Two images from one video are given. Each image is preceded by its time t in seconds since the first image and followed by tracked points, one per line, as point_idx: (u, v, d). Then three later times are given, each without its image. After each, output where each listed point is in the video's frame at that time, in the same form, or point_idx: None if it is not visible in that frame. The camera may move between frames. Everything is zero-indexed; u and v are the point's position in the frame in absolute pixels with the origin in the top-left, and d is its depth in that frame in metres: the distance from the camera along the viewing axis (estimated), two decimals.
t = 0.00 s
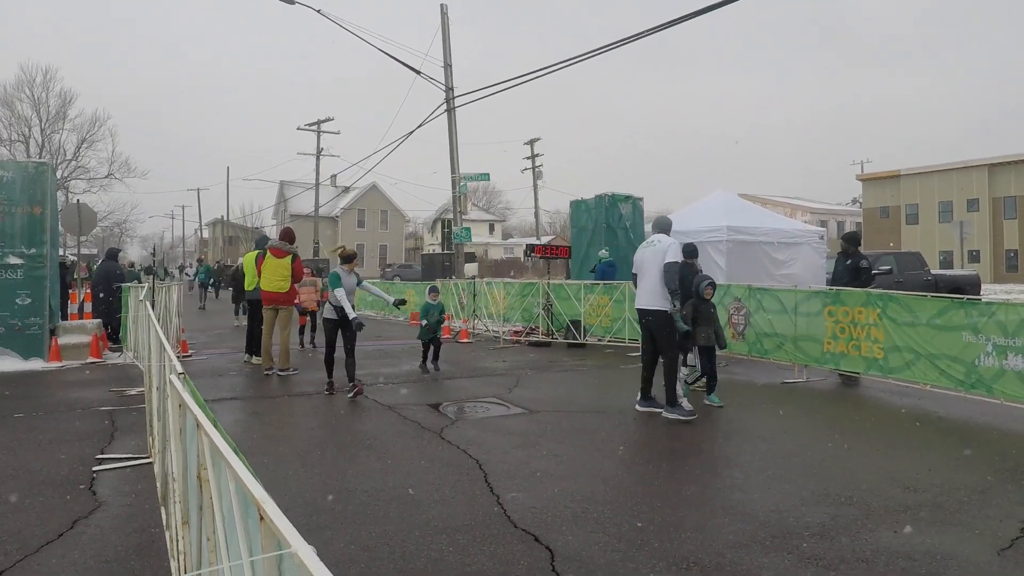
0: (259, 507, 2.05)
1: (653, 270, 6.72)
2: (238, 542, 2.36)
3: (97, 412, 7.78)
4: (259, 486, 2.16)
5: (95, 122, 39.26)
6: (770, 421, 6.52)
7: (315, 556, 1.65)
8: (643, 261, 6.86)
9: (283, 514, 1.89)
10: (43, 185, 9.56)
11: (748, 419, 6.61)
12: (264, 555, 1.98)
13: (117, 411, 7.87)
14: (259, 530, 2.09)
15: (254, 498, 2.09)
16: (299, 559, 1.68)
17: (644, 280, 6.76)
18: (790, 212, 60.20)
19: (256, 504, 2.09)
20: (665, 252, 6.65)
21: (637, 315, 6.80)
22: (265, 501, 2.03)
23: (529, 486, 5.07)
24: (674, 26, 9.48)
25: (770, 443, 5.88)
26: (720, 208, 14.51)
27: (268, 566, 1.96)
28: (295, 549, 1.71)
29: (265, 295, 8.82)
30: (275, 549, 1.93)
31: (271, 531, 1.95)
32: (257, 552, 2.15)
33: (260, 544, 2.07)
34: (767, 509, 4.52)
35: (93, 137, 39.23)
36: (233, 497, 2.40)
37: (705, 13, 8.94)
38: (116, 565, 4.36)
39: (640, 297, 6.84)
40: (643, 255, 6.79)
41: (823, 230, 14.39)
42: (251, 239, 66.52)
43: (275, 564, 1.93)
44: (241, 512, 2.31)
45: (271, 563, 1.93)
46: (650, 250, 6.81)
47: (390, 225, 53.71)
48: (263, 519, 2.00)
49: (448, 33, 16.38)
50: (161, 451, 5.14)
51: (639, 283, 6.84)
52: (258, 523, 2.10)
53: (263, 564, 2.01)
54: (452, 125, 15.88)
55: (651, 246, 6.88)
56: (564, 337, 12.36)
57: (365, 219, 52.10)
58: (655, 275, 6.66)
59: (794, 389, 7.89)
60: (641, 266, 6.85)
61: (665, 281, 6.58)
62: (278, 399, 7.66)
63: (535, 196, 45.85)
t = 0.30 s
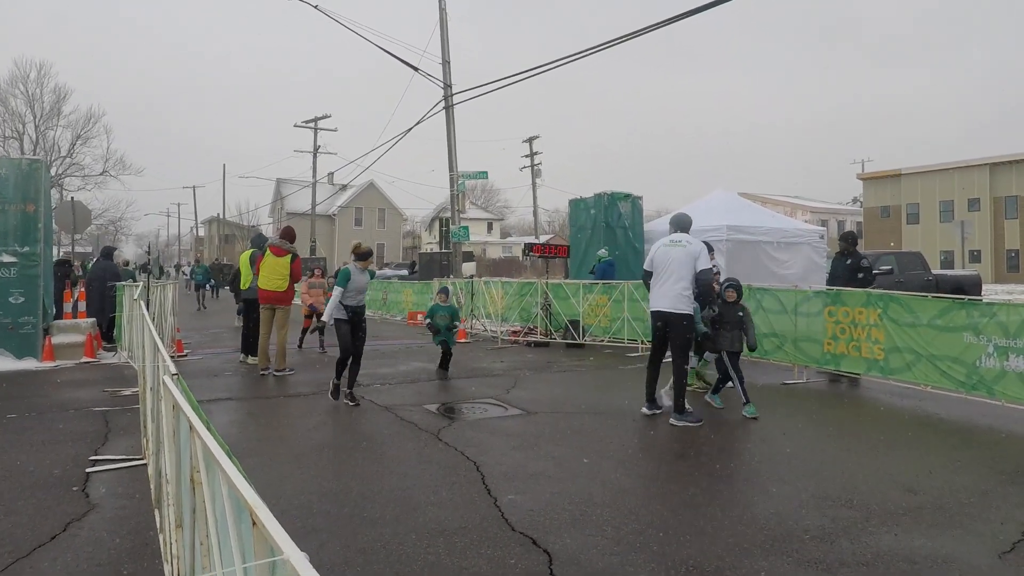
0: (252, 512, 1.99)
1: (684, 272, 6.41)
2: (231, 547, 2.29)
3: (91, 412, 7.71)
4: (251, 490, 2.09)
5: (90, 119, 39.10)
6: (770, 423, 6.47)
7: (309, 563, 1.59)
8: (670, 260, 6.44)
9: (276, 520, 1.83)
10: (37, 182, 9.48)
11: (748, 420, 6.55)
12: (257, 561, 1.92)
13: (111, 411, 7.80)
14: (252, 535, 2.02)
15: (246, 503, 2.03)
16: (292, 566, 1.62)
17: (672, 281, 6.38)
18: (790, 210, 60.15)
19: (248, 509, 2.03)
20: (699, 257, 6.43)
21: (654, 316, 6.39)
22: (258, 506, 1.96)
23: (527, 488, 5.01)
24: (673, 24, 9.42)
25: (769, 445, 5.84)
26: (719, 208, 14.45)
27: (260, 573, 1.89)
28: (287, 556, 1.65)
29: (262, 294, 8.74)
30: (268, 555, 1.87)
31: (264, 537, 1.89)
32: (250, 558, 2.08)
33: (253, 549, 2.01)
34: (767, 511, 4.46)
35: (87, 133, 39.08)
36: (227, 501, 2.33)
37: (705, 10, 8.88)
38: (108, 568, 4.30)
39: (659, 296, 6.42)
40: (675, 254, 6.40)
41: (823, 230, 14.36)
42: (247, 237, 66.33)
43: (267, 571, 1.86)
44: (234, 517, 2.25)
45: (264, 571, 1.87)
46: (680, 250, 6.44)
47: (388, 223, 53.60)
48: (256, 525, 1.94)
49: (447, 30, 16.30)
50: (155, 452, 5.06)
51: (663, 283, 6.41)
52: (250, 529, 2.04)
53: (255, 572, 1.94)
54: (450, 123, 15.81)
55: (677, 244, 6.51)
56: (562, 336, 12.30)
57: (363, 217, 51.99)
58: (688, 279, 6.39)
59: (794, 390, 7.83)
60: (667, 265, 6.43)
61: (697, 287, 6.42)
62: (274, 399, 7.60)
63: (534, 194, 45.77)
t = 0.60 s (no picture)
0: (250, 520, 1.94)
1: (703, 273, 6.12)
2: (228, 553, 2.24)
3: (86, 412, 7.64)
4: (249, 495, 2.04)
5: (86, 116, 38.92)
6: (771, 424, 6.43)
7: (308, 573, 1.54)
8: (688, 260, 6.13)
9: (274, 527, 1.78)
10: (31, 180, 9.41)
11: (749, 421, 6.51)
12: (255, 569, 1.86)
13: (106, 411, 7.73)
14: (249, 542, 1.98)
15: (244, 509, 1.98)
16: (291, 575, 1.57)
17: (691, 283, 6.08)
18: (789, 209, 60.14)
19: (246, 514, 1.98)
20: (717, 259, 6.20)
21: (672, 319, 6.04)
22: (256, 513, 1.91)
23: (526, 489, 4.97)
24: (672, 22, 9.37)
25: (770, 445, 5.80)
26: (718, 206, 14.36)
27: None
28: (287, 564, 1.60)
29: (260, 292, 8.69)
30: (266, 563, 1.82)
31: (262, 545, 1.84)
32: (248, 566, 2.03)
33: (251, 557, 1.96)
34: (767, 512, 4.43)
35: (82, 130, 38.88)
36: (224, 506, 2.28)
37: (706, 7, 8.83)
38: (104, 571, 4.25)
39: (677, 298, 6.08)
40: (695, 255, 6.11)
41: (823, 229, 14.38)
42: (244, 235, 66.11)
43: None
44: (232, 522, 2.20)
45: None
46: (699, 251, 6.14)
47: (386, 221, 53.47)
48: (254, 532, 1.88)
49: (445, 27, 16.23)
50: (150, 453, 5.00)
51: (683, 284, 6.07)
52: (248, 536, 1.99)
53: None
54: (449, 121, 15.75)
55: (696, 245, 6.20)
56: (561, 336, 12.26)
57: (361, 215, 51.87)
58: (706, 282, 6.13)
59: (794, 390, 7.80)
60: (686, 266, 6.11)
61: (714, 291, 6.17)
62: (271, 399, 7.54)
63: (533, 192, 45.68)
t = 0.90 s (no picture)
0: (253, 520, 1.91)
1: (717, 273, 5.85)
2: (231, 553, 2.21)
3: (84, 411, 7.60)
4: (252, 494, 2.01)
5: (83, 114, 38.81)
6: (772, 422, 6.40)
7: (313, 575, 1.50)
8: (700, 260, 5.90)
9: (278, 527, 1.75)
10: (28, 177, 9.36)
11: (750, 419, 6.49)
12: (258, 571, 1.83)
13: (104, 410, 7.69)
14: (253, 542, 1.94)
15: (246, 508, 1.95)
16: None
17: (704, 283, 5.84)
18: (788, 208, 60.13)
19: (248, 514, 1.95)
20: (732, 257, 5.89)
21: (688, 322, 5.82)
22: (259, 513, 1.88)
23: (527, 488, 4.94)
24: (672, 20, 9.34)
25: (772, 444, 5.77)
26: (718, 204, 14.34)
27: None
28: (292, 566, 1.56)
29: (258, 290, 8.65)
30: (269, 564, 1.79)
31: (266, 545, 1.81)
32: (251, 566, 2.00)
33: (254, 558, 1.93)
34: (768, 510, 4.41)
35: (79, 128, 38.77)
36: (226, 507, 2.25)
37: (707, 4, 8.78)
38: (102, 569, 4.22)
39: (692, 300, 5.85)
40: (706, 255, 5.87)
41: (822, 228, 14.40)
42: (242, 233, 65.98)
43: None
44: (234, 523, 2.17)
45: None
46: (710, 250, 5.91)
47: (385, 219, 53.41)
48: (258, 533, 1.85)
49: (444, 24, 16.18)
50: (149, 451, 4.96)
51: (695, 285, 5.85)
52: (252, 537, 1.96)
53: None
54: (448, 119, 15.71)
55: (709, 244, 5.95)
56: (560, 334, 12.24)
57: (359, 213, 51.79)
58: (721, 282, 5.84)
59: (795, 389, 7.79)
60: (699, 266, 5.88)
61: (731, 291, 5.86)
62: (270, 397, 7.51)
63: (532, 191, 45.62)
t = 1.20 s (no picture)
0: (259, 514, 1.90)
1: (728, 268, 5.80)
2: (236, 548, 2.20)
3: (84, 407, 7.60)
4: (258, 489, 2.01)
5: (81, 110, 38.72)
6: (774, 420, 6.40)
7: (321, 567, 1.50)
8: (710, 255, 5.88)
9: (284, 521, 1.75)
10: (27, 173, 9.34)
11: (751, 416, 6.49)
12: (264, 564, 1.83)
13: (104, 405, 7.69)
14: (259, 537, 1.94)
15: (252, 501, 1.95)
16: (304, 569, 1.54)
17: (714, 278, 5.81)
18: (788, 205, 60.10)
19: (254, 508, 1.95)
20: (743, 251, 5.82)
21: (698, 318, 5.80)
22: (265, 507, 1.88)
23: (528, 484, 4.94)
24: (673, 16, 9.31)
25: (772, 441, 5.77)
26: (718, 201, 14.36)
27: None
28: (298, 559, 1.56)
29: (258, 287, 8.63)
30: (276, 558, 1.79)
31: (272, 538, 1.81)
32: (256, 560, 2.00)
33: (260, 552, 1.93)
34: (765, 508, 4.39)
35: (78, 124, 38.68)
36: (231, 501, 2.24)
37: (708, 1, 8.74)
38: (104, 564, 4.21)
39: (702, 296, 5.83)
40: (715, 250, 5.85)
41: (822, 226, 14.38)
42: (240, 230, 65.91)
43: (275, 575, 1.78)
44: (239, 517, 2.16)
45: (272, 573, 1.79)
46: (721, 246, 5.87)
47: (384, 216, 53.34)
48: (263, 526, 1.85)
49: (444, 20, 16.12)
50: (151, 447, 4.95)
51: (705, 281, 5.83)
52: (257, 530, 1.95)
53: (264, 575, 1.86)
54: (448, 115, 15.67)
55: (720, 239, 5.92)
56: (560, 331, 12.23)
57: (358, 210, 51.72)
58: (732, 277, 5.78)
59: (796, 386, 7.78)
60: (709, 261, 5.86)
61: (743, 285, 5.78)
62: (271, 393, 7.50)
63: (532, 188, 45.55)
